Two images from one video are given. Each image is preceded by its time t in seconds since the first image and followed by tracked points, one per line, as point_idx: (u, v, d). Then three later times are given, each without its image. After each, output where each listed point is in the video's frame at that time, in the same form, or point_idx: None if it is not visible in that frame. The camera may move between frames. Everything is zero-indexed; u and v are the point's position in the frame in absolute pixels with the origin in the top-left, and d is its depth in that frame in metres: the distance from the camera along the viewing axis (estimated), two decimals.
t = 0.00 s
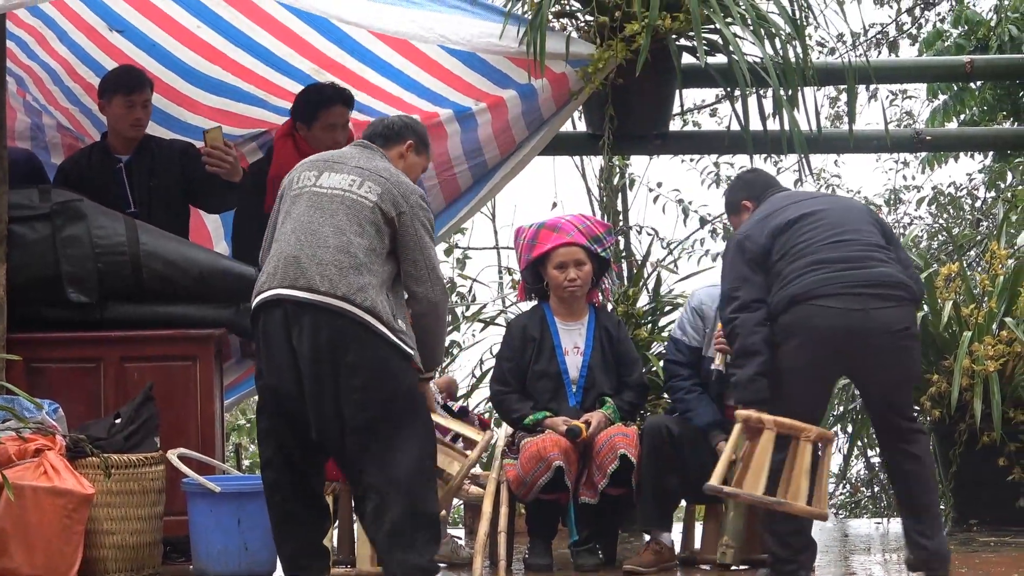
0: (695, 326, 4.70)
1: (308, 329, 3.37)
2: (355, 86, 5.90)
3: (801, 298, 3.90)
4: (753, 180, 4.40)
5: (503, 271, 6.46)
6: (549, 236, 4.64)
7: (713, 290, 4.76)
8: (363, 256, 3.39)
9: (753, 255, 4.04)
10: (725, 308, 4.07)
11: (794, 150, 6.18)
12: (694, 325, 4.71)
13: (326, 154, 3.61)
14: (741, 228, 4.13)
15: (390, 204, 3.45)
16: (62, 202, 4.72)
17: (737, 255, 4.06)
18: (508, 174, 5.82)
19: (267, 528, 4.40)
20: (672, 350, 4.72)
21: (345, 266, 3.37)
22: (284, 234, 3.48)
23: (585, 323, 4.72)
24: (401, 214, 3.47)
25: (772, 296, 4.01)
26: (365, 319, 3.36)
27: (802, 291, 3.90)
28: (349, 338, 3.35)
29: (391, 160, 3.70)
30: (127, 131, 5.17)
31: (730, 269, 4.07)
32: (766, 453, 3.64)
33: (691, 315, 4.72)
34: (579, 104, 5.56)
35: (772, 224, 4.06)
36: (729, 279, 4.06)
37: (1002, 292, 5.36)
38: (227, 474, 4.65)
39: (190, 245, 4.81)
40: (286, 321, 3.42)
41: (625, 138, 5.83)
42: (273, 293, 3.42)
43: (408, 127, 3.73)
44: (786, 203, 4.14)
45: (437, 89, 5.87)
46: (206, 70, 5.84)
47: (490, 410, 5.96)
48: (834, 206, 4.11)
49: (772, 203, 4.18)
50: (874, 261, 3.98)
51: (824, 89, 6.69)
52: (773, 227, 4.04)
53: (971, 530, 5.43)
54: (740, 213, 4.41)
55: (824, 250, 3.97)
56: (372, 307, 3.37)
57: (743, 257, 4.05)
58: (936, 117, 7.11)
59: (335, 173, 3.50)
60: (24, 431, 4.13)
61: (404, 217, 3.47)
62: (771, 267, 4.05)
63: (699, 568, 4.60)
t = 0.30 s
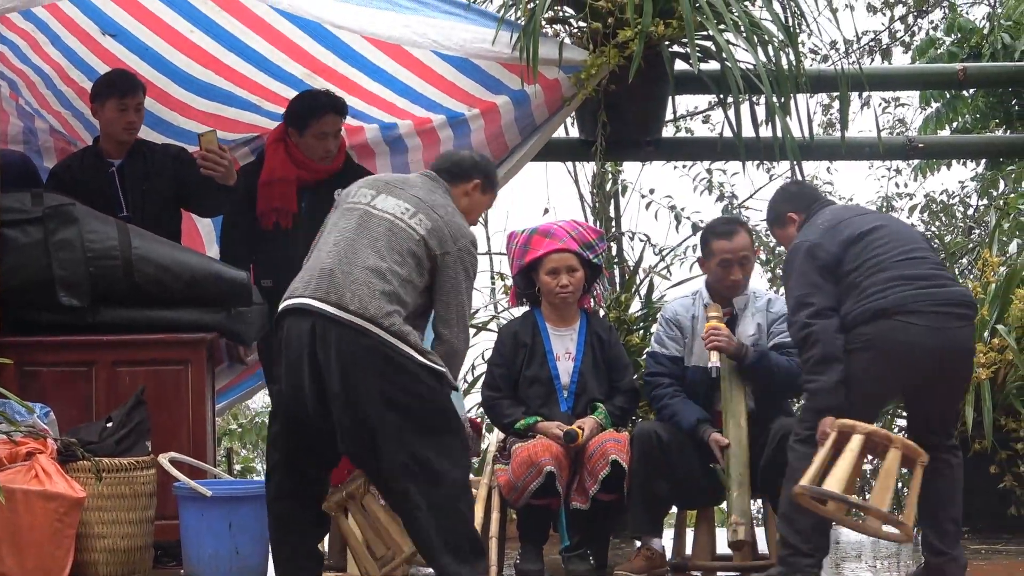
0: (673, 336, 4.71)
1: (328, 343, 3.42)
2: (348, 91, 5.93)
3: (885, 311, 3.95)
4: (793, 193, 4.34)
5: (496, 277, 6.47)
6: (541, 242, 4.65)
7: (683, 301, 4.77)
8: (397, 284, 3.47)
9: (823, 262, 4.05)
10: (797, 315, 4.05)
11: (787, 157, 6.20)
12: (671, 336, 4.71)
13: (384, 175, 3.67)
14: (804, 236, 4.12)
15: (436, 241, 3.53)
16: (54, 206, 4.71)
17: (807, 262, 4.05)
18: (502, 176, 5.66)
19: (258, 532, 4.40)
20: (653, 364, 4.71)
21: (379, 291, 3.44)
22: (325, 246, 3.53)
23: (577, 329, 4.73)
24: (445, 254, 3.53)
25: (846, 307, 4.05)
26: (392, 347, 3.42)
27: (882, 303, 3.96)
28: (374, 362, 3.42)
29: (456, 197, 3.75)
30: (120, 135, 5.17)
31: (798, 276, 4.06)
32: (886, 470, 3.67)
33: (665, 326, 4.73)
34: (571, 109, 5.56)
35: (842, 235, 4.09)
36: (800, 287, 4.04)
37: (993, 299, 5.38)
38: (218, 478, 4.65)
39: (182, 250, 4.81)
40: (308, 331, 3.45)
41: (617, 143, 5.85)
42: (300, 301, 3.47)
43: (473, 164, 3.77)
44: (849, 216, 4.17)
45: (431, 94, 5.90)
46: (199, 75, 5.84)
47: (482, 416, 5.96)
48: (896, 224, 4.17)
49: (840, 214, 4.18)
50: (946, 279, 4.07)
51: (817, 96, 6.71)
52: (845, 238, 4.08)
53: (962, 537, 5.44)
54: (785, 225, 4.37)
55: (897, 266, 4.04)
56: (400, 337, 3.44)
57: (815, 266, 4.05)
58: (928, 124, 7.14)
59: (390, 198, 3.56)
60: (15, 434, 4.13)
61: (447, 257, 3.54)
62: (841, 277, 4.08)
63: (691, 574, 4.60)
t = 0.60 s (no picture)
0: (672, 340, 4.67)
1: (365, 351, 3.43)
2: (343, 98, 5.94)
3: (918, 329, 4.07)
4: (794, 221, 4.43)
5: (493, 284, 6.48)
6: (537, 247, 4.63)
7: (680, 306, 4.71)
8: (443, 304, 3.45)
9: (845, 291, 4.14)
10: (828, 348, 4.08)
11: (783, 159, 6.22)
12: (670, 341, 4.67)
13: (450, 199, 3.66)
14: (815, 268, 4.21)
15: (489, 269, 3.51)
16: (50, 218, 4.71)
17: (829, 293, 4.13)
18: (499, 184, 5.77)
19: (260, 541, 4.39)
20: (648, 361, 4.67)
21: (424, 308, 3.42)
22: (376, 258, 3.55)
23: (575, 334, 4.73)
24: (496, 284, 3.52)
25: (876, 328, 4.16)
26: (432, 363, 3.41)
27: (913, 322, 4.07)
28: (412, 373, 3.41)
29: (519, 231, 3.76)
30: (116, 145, 5.17)
31: (819, 306, 4.11)
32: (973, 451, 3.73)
33: (664, 329, 4.68)
34: (567, 115, 5.59)
35: (858, 261, 4.19)
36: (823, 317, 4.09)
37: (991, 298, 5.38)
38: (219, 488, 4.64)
39: (179, 260, 4.82)
40: (345, 337, 3.49)
41: (612, 148, 5.86)
42: (343, 308, 3.50)
43: (535, 196, 3.79)
44: (858, 242, 4.28)
45: (425, 101, 5.91)
46: (194, 84, 5.84)
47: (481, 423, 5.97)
48: (908, 241, 4.28)
49: (852, 241, 4.28)
50: (967, 289, 4.19)
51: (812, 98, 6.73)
52: (863, 264, 4.19)
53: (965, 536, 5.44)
54: (791, 255, 4.45)
55: (921, 282, 4.16)
56: (440, 355, 3.41)
57: (838, 294, 4.13)
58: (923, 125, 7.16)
59: (451, 221, 3.55)
60: (14, 447, 4.12)
61: (497, 287, 3.52)
62: (864, 301, 4.18)
63: None
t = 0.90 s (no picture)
0: (668, 355, 4.63)
1: (353, 365, 3.60)
2: (340, 98, 5.95)
3: (948, 410, 4.09)
4: (819, 281, 4.39)
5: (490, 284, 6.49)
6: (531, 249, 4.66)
7: (677, 320, 4.65)
8: (433, 326, 3.63)
9: (879, 360, 4.10)
10: (850, 416, 4.03)
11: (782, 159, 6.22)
12: (666, 356, 4.63)
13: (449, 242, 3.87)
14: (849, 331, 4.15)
15: (482, 302, 3.68)
16: (49, 218, 4.71)
17: (864, 361, 4.07)
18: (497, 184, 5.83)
19: (257, 540, 4.40)
20: (643, 374, 4.66)
21: (414, 327, 3.60)
22: (374, 285, 3.76)
23: (571, 332, 4.73)
24: (488, 317, 3.68)
25: (903, 401, 4.16)
26: (420, 378, 3.58)
27: (946, 403, 4.09)
28: (400, 387, 3.58)
29: (515, 282, 3.91)
30: (114, 144, 5.17)
31: (851, 373, 4.05)
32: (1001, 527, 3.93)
33: (662, 344, 4.64)
34: (565, 115, 5.57)
35: (892, 330, 4.17)
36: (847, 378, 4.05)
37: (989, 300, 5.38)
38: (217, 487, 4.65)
39: (178, 260, 4.83)
40: (337, 354, 3.67)
41: (610, 148, 5.86)
42: (337, 328, 3.70)
43: (528, 248, 3.93)
44: (891, 306, 4.26)
45: (424, 101, 5.90)
46: (192, 84, 5.84)
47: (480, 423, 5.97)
48: (941, 316, 4.28)
49: (885, 305, 4.25)
50: (998, 372, 4.21)
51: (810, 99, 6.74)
52: (898, 334, 4.16)
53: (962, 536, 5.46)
54: (814, 313, 4.42)
55: (954, 361, 4.17)
56: (428, 371, 3.58)
57: (871, 363, 4.09)
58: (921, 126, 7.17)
59: (448, 257, 3.76)
60: (13, 446, 4.13)
61: (489, 320, 3.68)
62: (894, 371, 4.16)
63: None
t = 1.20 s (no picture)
0: (668, 353, 4.59)
1: (352, 379, 3.63)
2: (341, 90, 5.95)
3: (955, 443, 3.99)
4: (876, 261, 4.27)
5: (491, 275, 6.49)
6: (531, 244, 4.65)
7: (676, 317, 4.61)
8: (424, 329, 3.69)
9: (899, 368, 4.02)
10: (860, 417, 3.98)
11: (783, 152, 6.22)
12: (667, 354, 4.59)
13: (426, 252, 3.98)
14: (880, 328, 4.07)
15: (467, 301, 3.77)
16: (51, 209, 4.71)
17: (885, 365, 4.00)
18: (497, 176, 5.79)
19: (258, 531, 4.40)
20: (642, 370, 4.63)
21: (407, 333, 3.67)
22: (359, 300, 3.83)
23: (572, 325, 4.72)
24: (475, 314, 3.77)
25: (913, 422, 4.08)
26: (420, 382, 3.63)
27: (954, 435, 3.99)
28: (403, 397, 3.64)
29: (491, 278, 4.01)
30: (116, 136, 5.17)
31: (872, 373, 3.98)
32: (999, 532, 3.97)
33: (662, 342, 4.59)
34: (567, 107, 5.57)
35: (920, 342, 4.07)
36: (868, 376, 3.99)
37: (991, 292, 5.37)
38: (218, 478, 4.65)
39: (180, 251, 4.82)
40: (331, 372, 3.69)
41: (611, 140, 5.86)
42: (330, 345, 3.74)
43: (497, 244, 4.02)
44: (930, 315, 4.13)
45: (425, 92, 5.89)
46: (194, 76, 5.84)
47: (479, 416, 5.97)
48: (979, 339, 4.13)
49: (925, 311, 4.14)
50: (1019, 413, 4.08)
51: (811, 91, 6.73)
52: (925, 350, 4.05)
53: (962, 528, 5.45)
54: (858, 292, 4.31)
55: (974, 394, 4.05)
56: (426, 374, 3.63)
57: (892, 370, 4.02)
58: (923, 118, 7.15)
59: (428, 264, 3.85)
60: (14, 436, 4.14)
61: (476, 317, 3.77)
62: (912, 386, 4.08)
63: (691, 569, 4.60)
